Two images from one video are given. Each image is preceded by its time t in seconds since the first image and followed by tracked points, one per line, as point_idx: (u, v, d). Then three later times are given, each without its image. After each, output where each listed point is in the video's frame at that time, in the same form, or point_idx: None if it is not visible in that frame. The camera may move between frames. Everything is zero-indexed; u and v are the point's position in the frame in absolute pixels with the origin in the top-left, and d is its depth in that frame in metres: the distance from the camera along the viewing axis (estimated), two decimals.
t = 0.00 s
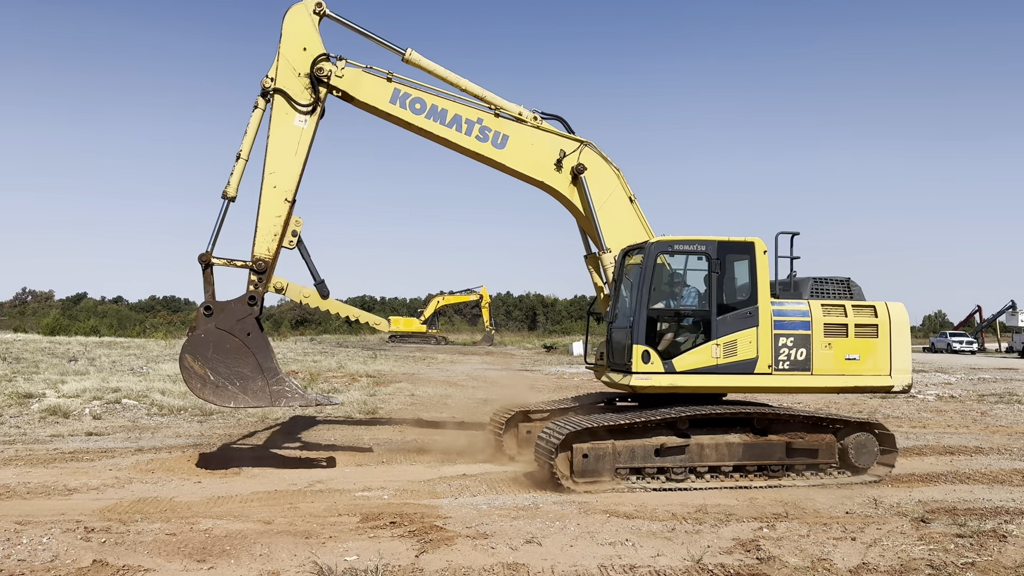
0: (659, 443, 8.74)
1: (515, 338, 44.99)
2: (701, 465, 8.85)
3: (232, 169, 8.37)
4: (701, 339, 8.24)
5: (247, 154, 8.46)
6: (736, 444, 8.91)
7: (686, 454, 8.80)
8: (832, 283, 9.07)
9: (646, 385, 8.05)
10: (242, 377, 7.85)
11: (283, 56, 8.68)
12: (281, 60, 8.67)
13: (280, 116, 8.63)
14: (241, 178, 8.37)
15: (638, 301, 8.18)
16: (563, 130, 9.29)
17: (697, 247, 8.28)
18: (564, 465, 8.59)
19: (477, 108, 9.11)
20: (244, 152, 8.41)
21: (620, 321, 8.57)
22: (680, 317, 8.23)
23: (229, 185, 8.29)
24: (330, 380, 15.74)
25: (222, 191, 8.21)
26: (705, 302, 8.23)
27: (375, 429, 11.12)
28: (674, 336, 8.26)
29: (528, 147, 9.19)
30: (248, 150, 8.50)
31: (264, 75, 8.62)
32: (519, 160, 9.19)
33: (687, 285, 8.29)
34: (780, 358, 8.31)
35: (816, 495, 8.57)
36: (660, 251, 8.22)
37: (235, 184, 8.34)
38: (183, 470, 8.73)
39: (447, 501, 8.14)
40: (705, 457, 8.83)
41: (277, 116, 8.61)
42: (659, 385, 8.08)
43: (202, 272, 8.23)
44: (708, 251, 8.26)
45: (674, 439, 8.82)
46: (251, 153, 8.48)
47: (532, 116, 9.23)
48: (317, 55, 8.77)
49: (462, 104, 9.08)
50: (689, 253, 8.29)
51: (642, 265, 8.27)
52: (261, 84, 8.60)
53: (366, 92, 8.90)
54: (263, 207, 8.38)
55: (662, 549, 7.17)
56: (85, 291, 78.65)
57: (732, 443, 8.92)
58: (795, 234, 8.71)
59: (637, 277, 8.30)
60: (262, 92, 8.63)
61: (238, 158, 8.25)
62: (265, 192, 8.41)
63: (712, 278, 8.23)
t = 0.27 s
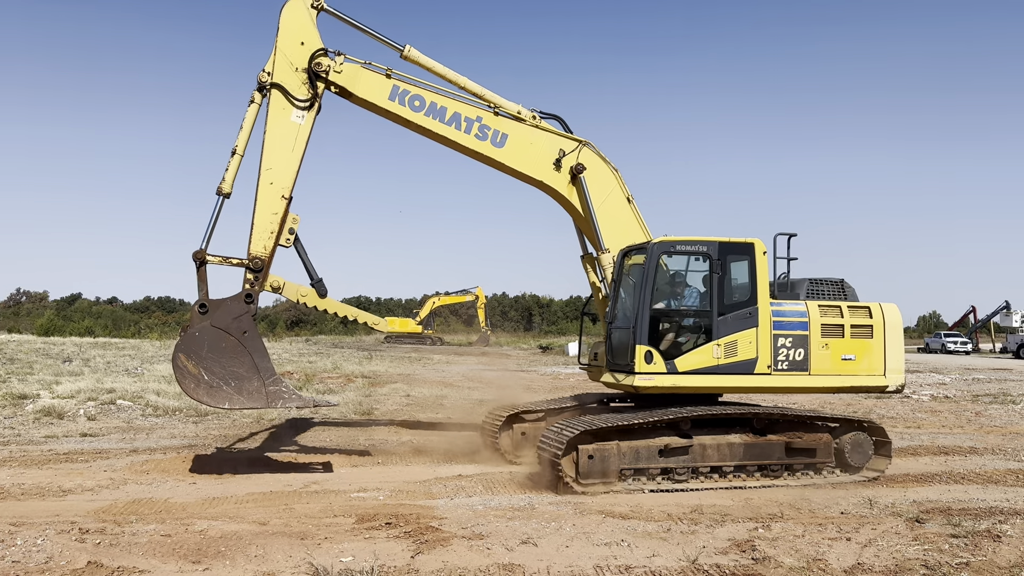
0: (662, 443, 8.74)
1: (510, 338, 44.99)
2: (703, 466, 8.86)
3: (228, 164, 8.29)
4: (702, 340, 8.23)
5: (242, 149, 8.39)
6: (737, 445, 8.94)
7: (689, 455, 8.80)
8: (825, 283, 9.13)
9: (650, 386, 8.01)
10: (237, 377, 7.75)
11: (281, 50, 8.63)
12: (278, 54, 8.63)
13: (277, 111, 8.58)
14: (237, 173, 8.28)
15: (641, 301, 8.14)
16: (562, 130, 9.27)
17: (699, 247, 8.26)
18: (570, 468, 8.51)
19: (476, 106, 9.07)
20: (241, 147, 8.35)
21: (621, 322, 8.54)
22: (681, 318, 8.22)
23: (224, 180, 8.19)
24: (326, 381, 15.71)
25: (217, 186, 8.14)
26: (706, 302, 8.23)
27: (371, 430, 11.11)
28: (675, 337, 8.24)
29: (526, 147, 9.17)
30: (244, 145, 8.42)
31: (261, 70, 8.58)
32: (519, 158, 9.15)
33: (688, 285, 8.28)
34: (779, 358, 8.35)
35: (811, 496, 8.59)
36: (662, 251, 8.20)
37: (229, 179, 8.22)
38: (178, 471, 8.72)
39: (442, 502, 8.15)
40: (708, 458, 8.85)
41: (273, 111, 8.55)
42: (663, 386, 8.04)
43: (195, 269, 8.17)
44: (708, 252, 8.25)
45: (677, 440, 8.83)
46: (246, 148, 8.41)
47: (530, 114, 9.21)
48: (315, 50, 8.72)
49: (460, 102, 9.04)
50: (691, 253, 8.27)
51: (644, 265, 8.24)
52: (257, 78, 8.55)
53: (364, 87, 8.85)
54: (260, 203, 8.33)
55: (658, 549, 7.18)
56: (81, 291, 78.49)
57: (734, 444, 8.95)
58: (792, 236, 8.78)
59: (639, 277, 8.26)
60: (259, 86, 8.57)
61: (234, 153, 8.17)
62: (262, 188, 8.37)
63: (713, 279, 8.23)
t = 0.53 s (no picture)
0: (666, 444, 8.76)
1: (507, 339, 44.99)
2: (705, 467, 8.89)
3: (223, 161, 8.11)
4: (704, 341, 8.22)
5: (238, 146, 8.22)
6: (738, 445, 8.99)
7: (692, 456, 8.82)
8: (821, 285, 9.14)
9: (655, 388, 7.98)
10: (234, 381, 7.62)
11: (278, 44, 8.45)
12: (275, 49, 8.45)
13: (274, 107, 8.39)
14: (232, 170, 8.11)
15: (645, 302, 8.10)
16: (560, 129, 9.24)
17: (701, 248, 8.26)
18: (574, 469, 8.48)
19: (475, 105, 8.99)
20: (236, 143, 8.17)
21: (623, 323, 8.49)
22: (685, 319, 8.19)
23: (220, 178, 8.04)
24: (322, 382, 15.69)
25: (213, 183, 8.00)
26: (708, 303, 8.23)
27: (368, 431, 11.10)
28: (678, 338, 8.21)
29: (526, 146, 9.11)
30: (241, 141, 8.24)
31: (257, 64, 8.38)
32: (518, 158, 9.09)
33: (691, 286, 8.27)
34: (779, 359, 8.39)
35: (807, 496, 8.60)
36: (666, 252, 8.17)
37: (226, 176, 8.07)
38: (174, 472, 8.72)
39: (439, 503, 8.14)
40: (709, 459, 8.88)
41: (270, 107, 8.37)
42: (667, 386, 8.03)
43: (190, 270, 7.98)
44: (711, 253, 8.27)
45: (679, 441, 8.85)
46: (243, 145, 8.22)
47: (530, 114, 9.14)
48: (313, 45, 8.57)
49: (460, 100, 8.94)
50: (693, 255, 8.26)
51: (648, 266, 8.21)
52: (254, 73, 8.32)
53: (364, 84, 8.67)
54: (256, 201, 8.15)
55: (655, 550, 7.18)
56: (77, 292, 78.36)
57: (734, 444, 9.00)
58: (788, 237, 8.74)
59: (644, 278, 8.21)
60: (256, 80, 8.36)
61: (229, 149, 8.00)
62: (258, 186, 8.18)
63: (716, 280, 8.25)
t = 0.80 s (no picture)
0: (671, 445, 8.78)
1: (504, 340, 44.98)
2: (709, 467, 8.93)
3: (226, 157, 7.88)
4: (709, 341, 8.22)
5: (242, 142, 7.96)
6: (740, 445, 9.04)
7: (696, 456, 8.86)
8: (818, 286, 9.15)
9: (662, 389, 7.96)
10: (238, 380, 7.40)
11: (282, 39, 8.23)
12: (279, 43, 8.24)
13: (278, 103, 8.16)
14: (235, 167, 7.86)
15: (651, 302, 8.06)
16: (563, 130, 9.21)
17: (706, 249, 8.26)
18: (581, 469, 8.46)
19: (480, 103, 8.87)
20: (240, 139, 7.92)
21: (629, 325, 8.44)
22: (689, 320, 8.19)
23: (223, 174, 7.79)
24: (318, 383, 15.67)
25: (215, 180, 7.74)
26: (713, 304, 8.23)
27: (365, 431, 11.09)
28: (683, 338, 8.20)
29: (530, 146, 9.02)
30: (244, 137, 7.98)
31: (261, 59, 8.16)
32: (523, 158, 8.99)
33: (696, 287, 8.26)
34: (780, 359, 8.42)
35: (804, 496, 8.61)
36: (672, 252, 8.14)
37: (229, 173, 7.82)
38: (171, 473, 8.71)
39: (436, 504, 8.14)
40: (713, 459, 8.92)
41: (275, 103, 8.14)
42: (674, 386, 8.02)
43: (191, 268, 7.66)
44: (715, 253, 8.27)
45: (684, 441, 8.88)
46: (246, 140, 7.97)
47: (533, 113, 9.06)
48: (318, 40, 8.37)
49: (465, 99, 8.81)
50: (698, 255, 8.24)
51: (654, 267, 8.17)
52: (257, 69, 8.12)
53: (368, 81, 8.51)
54: (260, 199, 7.92)
55: (652, 551, 7.18)
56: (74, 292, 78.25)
57: (737, 444, 9.05)
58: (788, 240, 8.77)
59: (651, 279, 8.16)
60: (259, 76, 8.14)
61: (233, 146, 7.75)
62: (263, 183, 7.95)
63: (720, 280, 8.25)
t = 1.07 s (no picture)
0: (680, 445, 8.80)
1: (501, 340, 44.99)
2: (717, 467, 8.96)
3: (236, 158, 7.85)
4: (717, 342, 8.23)
5: (252, 143, 7.97)
6: (748, 446, 9.08)
7: (704, 456, 8.89)
8: (821, 287, 9.15)
9: (672, 389, 7.95)
10: (248, 385, 7.36)
11: (292, 40, 8.24)
12: (289, 44, 8.23)
13: (289, 104, 8.17)
14: (245, 168, 7.85)
15: (661, 304, 8.06)
16: (571, 131, 9.19)
17: (714, 251, 8.26)
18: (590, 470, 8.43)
19: (489, 105, 8.85)
20: (250, 140, 7.93)
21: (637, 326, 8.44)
22: (698, 321, 8.20)
23: (234, 175, 7.78)
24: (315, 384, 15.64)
25: (226, 180, 7.72)
26: (721, 306, 8.24)
27: (362, 432, 11.08)
28: (691, 339, 8.22)
29: (539, 147, 8.99)
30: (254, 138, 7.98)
31: (272, 59, 8.15)
32: (532, 160, 8.97)
33: (705, 288, 8.26)
34: (787, 360, 8.43)
35: (800, 497, 8.62)
36: (681, 254, 8.13)
37: (240, 174, 7.81)
38: (167, 474, 8.69)
39: (433, 505, 8.13)
40: (721, 459, 8.95)
41: (285, 104, 8.14)
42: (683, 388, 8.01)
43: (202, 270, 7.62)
44: (723, 255, 8.27)
45: (692, 442, 8.91)
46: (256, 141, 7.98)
47: (541, 115, 9.03)
48: (328, 42, 8.38)
49: (474, 100, 8.79)
50: (707, 257, 8.23)
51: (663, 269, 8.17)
52: (267, 69, 8.11)
53: (378, 82, 8.50)
54: (271, 200, 7.91)
55: (648, 551, 7.19)
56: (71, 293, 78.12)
57: (744, 445, 9.09)
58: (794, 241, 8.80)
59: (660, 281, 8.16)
60: (270, 76, 8.13)
61: (244, 146, 7.74)
62: (273, 184, 7.93)
63: (729, 282, 8.25)
